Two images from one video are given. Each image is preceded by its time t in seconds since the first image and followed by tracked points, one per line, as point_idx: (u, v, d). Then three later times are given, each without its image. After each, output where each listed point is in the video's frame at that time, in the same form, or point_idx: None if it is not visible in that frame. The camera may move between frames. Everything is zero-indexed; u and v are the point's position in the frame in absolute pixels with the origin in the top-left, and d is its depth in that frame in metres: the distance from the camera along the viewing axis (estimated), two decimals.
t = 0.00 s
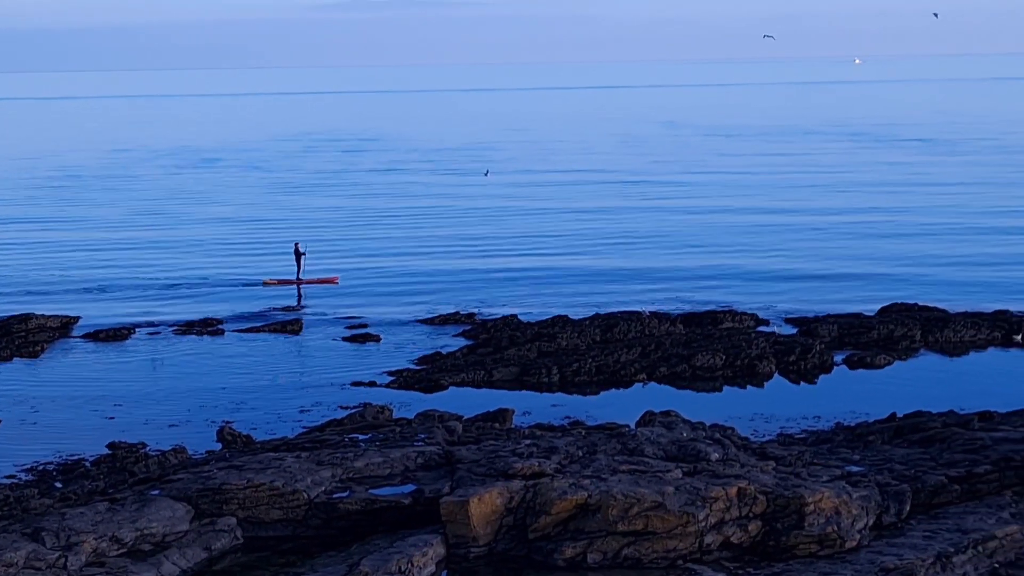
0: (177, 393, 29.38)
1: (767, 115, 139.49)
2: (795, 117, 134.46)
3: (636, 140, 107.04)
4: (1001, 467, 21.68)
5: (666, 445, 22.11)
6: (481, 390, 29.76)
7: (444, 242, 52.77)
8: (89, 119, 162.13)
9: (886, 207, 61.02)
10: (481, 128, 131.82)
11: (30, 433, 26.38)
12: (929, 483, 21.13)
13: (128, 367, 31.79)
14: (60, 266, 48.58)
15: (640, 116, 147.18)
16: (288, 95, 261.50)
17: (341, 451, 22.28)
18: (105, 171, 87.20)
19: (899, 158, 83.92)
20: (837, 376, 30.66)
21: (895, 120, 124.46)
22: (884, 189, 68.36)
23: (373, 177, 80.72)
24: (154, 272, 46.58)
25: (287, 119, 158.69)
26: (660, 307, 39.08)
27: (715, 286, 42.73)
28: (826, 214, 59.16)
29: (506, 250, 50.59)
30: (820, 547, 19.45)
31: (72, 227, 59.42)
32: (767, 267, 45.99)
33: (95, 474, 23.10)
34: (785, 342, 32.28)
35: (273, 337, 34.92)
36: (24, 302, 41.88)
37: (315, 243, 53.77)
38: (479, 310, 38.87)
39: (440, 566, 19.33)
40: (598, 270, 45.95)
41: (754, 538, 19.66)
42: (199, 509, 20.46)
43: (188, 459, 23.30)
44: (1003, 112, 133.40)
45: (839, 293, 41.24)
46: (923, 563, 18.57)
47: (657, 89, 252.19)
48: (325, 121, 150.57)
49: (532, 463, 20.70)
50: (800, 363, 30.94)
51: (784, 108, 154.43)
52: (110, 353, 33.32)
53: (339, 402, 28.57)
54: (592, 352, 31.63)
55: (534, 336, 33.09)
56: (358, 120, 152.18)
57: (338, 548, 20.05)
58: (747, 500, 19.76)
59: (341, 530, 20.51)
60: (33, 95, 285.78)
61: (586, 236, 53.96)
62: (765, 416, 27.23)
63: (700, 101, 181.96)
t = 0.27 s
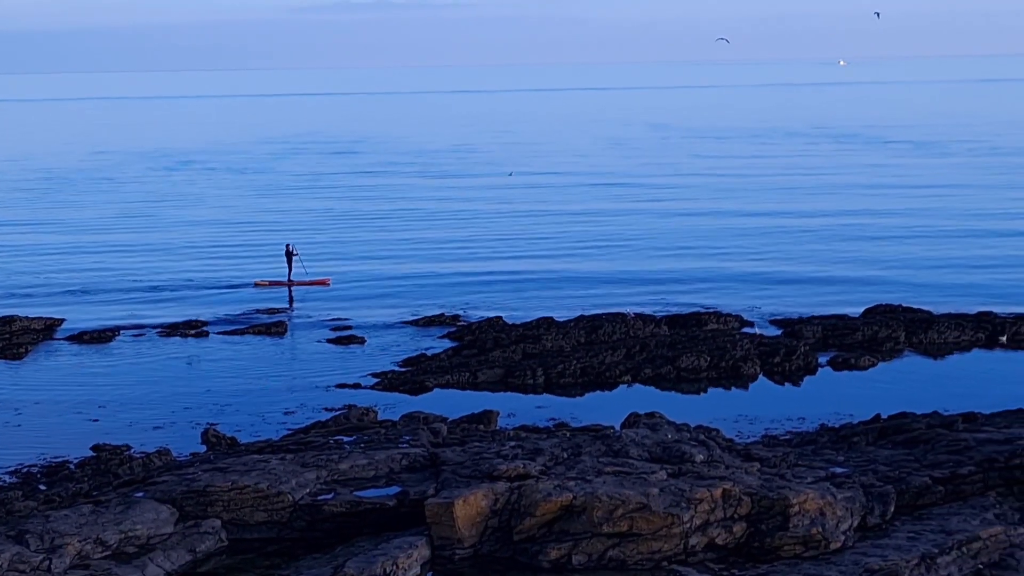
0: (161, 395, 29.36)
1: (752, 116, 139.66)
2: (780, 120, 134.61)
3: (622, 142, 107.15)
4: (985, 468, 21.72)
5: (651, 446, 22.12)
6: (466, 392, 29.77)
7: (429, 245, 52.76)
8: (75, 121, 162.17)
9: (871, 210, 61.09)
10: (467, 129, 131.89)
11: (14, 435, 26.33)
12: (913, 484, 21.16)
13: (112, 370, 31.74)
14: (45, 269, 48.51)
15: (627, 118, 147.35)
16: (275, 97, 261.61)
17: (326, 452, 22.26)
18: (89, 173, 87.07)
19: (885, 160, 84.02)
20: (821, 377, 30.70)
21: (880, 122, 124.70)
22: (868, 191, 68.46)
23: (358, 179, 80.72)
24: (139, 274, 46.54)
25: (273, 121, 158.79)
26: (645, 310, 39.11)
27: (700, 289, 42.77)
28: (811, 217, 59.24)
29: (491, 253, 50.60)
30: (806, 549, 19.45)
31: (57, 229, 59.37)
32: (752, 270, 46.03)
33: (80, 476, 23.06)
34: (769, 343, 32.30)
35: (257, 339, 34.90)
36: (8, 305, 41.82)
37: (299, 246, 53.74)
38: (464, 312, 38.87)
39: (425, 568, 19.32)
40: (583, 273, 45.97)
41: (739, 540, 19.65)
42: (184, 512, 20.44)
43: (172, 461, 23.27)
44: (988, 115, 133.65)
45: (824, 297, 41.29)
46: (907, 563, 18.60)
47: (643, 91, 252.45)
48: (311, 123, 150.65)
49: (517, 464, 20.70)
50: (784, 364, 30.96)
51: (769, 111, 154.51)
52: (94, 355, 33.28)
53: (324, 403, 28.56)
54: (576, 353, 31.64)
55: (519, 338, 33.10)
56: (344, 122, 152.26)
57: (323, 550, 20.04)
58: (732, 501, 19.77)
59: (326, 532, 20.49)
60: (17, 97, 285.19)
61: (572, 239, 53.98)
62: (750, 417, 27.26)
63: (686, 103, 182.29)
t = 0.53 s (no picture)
0: (154, 398, 29.33)
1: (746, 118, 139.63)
2: (773, 121, 134.68)
3: (615, 144, 107.24)
4: (978, 470, 21.76)
5: (644, 448, 22.12)
6: (459, 394, 29.77)
7: (422, 248, 52.76)
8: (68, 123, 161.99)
9: (864, 212, 61.14)
10: (461, 131, 131.89)
11: (5, 437, 26.30)
12: (905, 486, 21.17)
13: (104, 372, 31.72)
14: (37, 271, 48.48)
15: (621, 119, 147.33)
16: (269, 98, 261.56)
17: (319, 454, 22.26)
18: (81, 175, 87.02)
19: (878, 163, 84.03)
20: (813, 379, 30.72)
21: (874, 124, 124.82)
22: (862, 194, 68.49)
23: (351, 181, 80.72)
24: (131, 277, 46.51)
25: (266, 122, 158.76)
26: (638, 311, 39.13)
27: (693, 292, 42.79)
28: (804, 220, 59.28)
29: (484, 255, 50.60)
30: (798, 550, 19.45)
31: (49, 232, 59.32)
32: (745, 273, 46.06)
33: (72, 478, 23.05)
34: (762, 345, 32.32)
35: (250, 341, 34.89)
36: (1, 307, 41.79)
37: (292, 248, 53.73)
38: (457, 314, 38.87)
39: (417, 569, 19.32)
40: (576, 276, 45.98)
41: (732, 541, 19.65)
42: (177, 514, 20.44)
43: (164, 463, 23.26)
44: (982, 116, 133.74)
45: (817, 300, 41.32)
46: (900, 566, 18.62)
47: (637, 93, 252.47)
48: (304, 124, 150.54)
49: (510, 466, 20.70)
50: (776, 366, 30.99)
51: (762, 112, 154.58)
52: (87, 357, 33.26)
53: (317, 406, 28.57)
54: (569, 355, 31.64)
55: (512, 340, 33.08)
56: (338, 123, 152.17)
57: (315, 553, 20.03)
58: (724, 503, 19.77)
59: (319, 534, 20.48)
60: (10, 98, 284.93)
61: (565, 242, 54.00)
62: (742, 419, 27.27)
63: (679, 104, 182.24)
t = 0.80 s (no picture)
0: (141, 399, 29.29)
1: (735, 120, 139.66)
2: (762, 122, 134.70)
3: (603, 146, 107.26)
4: (964, 471, 21.80)
5: (631, 449, 22.13)
6: (446, 395, 29.78)
7: (410, 249, 52.77)
8: (56, 124, 161.84)
9: (851, 214, 61.24)
10: (449, 133, 131.88)
11: None
12: (892, 486, 21.20)
13: (91, 373, 31.67)
14: (25, 273, 48.43)
15: (609, 121, 147.30)
16: (257, 99, 261.48)
17: (306, 456, 22.25)
18: (69, 176, 86.96)
19: (866, 165, 84.06)
20: (800, 380, 30.75)
21: (862, 126, 124.93)
22: (850, 195, 68.55)
23: (340, 183, 80.70)
24: (119, 279, 46.47)
25: (254, 124, 158.68)
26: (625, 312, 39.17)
27: (681, 294, 42.83)
28: (792, 222, 59.38)
29: (473, 257, 50.63)
30: (785, 551, 19.44)
31: (37, 234, 59.25)
32: (733, 275, 46.10)
33: (58, 480, 23.02)
34: (749, 346, 32.35)
35: (237, 342, 34.88)
36: None
37: (280, 249, 53.72)
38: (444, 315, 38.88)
39: (405, 570, 19.31)
40: (563, 278, 46.01)
41: (718, 542, 19.64)
42: (163, 515, 20.42)
43: (151, 465, 23.23)
44: (971, 117, 133.87)
45: (805, 302, 41.38)
46: (887, 566, 18.64)
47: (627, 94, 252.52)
48: (293, 126, 150.39)
49: (497, 467, 20.70)
50: (763, 366, 31.01)
51: (751, 113, 154.85)
52: (74, 358, 33.22)
53: (304, 406, 28.56)
54: (556, 356, 31.64)
55: (499, 340, 33.08)
56: (326, 125, 152.16)
57: (302, 554, 20.02)
58: (711, 503, 19.77)
59: (306, 535, 20.47)
60: None
61: (553, 243, 54.04)
62: (729, 420, 27.29)
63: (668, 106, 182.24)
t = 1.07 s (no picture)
0: (124, 401, 29.24)
1: (717, 122, 139.76)
2: (744, 125, 134.81)
3: (585, 148, 107.30)
4: (947, 472, 21.86)
5: (614, 450, 22.15)
6: (429, 397, 29.78)
7: (393, 252, 52.77)
8: (38, 125, 161.56)
9: (834, 217, 61.34)
10: (431, 135, 131.84)
11: None
12: (875, 487, 21.24)
13: (73, 375, 31.63)
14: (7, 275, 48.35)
15: (591, 122, 147.36)
16: (239, 101, 261.24)
17: (289, 457, 22.23)
18: (51, 179, 86.87)
19: (847, 167, 84.13)
20: (783, 381, 30.81)
21: (843, 128, 125.10)
22: (831, 198, 68.67)
23: (322, 185, 80.65)
24: (101, 281, 46.42)
25: (236, 125, 158.53)
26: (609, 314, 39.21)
27: (664, 297, 42.88)
28: (774, 225, 59.47)
29: (455, 260, 50.63)
30: (768, 552, 19.43)
31: (20, 236, 59.17)
32: (715, 278, 46.15)
33: (41, 482, 23.00)
34: (732, 347, 32.40)
35: (220, 344, 34.85)
36: None
37: (263, 252, 53.68)
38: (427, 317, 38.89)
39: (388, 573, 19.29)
40: (545, 281, 46.05)
41: (702, 544, 19.64)
42: (147, 517, 20.41)
43: (134, 466, 23.20)
44: (952, 120, 134.07)
45: (787, 305, 41.46)
46: (870, 567, 18.66)
47: (611, 96, 252.59)
48: (274, 127, 150.21)
49: (481, 469, 20.70)
50: (746, 368, 31.07)
51: (733, 115, 155.07)
52: (56, 360, 33.17)
53: (287, 408, 28.55)
54: (540, 358, 31.65)
55: (482, 342, 33.09)
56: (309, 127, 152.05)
57: (285, 557, 20.00)
58: (694, 505, 19.80)
59: (289, 537, 20.45)
60: None
61: (536, 246, 54.06)
62: (713, 421, 27.33)
63: (650, 108, 182.35)
